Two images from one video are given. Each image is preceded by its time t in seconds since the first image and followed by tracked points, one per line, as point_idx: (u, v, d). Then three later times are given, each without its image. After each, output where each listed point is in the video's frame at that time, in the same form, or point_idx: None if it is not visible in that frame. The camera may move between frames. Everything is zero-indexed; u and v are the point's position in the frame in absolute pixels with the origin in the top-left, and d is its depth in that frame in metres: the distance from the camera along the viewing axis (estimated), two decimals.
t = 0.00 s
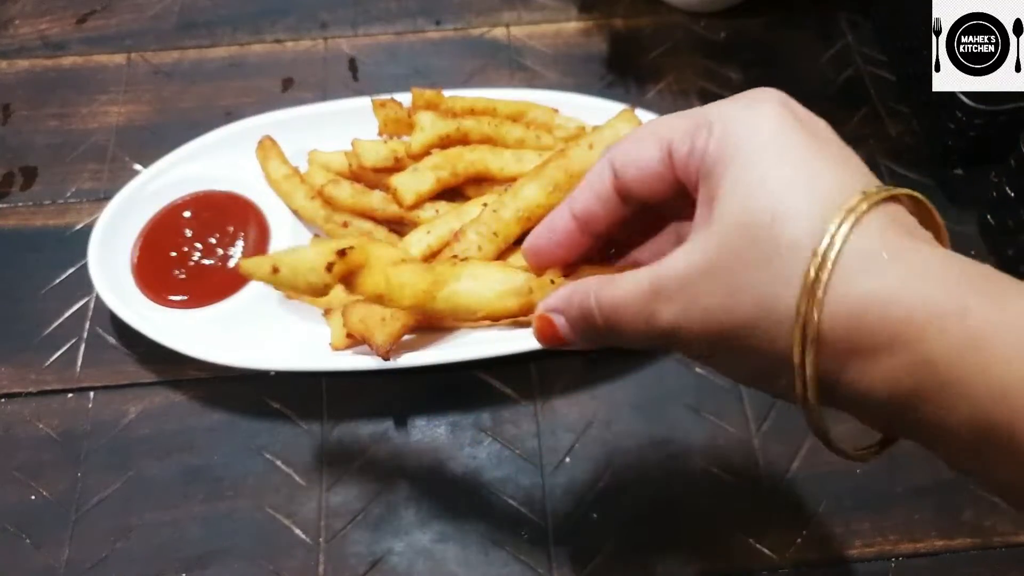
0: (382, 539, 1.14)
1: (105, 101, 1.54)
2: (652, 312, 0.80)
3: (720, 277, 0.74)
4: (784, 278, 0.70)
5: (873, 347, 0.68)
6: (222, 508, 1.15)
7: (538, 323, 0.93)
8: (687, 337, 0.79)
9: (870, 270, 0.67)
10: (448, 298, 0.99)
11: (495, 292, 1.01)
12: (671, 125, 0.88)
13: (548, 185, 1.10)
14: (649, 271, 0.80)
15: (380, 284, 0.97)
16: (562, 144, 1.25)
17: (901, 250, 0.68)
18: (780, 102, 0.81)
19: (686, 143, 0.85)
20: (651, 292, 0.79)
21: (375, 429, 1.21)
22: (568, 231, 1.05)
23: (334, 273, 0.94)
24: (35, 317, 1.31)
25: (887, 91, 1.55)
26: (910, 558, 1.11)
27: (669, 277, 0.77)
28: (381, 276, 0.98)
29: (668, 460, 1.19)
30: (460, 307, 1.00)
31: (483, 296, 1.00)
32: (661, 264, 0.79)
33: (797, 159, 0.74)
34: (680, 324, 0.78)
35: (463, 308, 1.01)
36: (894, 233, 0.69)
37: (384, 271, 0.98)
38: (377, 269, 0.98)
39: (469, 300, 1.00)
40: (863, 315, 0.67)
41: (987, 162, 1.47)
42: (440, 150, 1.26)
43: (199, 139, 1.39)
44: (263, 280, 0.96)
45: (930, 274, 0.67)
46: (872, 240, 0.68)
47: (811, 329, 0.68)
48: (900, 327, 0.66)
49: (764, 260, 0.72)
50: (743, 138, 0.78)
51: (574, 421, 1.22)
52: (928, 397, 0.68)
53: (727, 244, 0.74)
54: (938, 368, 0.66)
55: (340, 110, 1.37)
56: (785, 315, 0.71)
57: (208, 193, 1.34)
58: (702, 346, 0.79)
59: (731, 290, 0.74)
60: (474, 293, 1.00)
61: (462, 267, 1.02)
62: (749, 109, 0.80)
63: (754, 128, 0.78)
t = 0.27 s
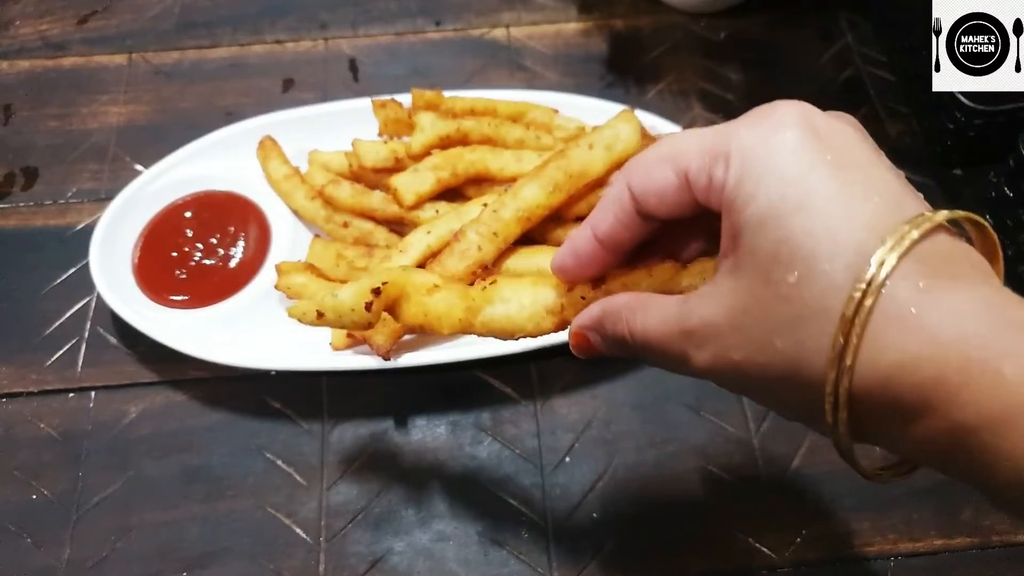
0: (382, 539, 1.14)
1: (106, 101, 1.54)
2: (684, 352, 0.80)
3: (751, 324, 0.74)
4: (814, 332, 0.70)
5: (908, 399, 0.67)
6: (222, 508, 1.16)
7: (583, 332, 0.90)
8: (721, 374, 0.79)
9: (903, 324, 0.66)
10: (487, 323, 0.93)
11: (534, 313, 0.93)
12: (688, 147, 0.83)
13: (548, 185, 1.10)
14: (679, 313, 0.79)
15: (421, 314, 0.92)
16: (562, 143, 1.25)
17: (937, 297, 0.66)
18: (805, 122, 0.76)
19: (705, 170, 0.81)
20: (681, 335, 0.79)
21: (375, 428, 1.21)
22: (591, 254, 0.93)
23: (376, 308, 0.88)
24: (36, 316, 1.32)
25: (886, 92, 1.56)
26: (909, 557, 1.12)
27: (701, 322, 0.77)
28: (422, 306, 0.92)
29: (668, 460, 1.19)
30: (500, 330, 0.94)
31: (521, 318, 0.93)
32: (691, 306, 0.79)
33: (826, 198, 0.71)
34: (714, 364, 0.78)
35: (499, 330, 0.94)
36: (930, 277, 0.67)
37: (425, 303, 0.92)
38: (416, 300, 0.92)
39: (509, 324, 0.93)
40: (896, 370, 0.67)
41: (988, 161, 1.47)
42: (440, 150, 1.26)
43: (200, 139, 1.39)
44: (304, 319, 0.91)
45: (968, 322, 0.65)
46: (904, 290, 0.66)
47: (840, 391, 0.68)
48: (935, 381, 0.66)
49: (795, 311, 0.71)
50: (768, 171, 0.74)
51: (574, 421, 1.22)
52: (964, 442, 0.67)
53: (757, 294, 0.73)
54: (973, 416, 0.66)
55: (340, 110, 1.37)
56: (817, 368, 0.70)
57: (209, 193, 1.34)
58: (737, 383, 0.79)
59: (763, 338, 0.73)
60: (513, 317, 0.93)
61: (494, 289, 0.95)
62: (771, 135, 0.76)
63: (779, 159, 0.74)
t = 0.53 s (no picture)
0: (383, 539, 1.14)
1: (106, 101, 1.54)
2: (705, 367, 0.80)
3: (776, 340, 0.74)
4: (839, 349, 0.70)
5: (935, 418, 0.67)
6: (222, 508, 1.16)
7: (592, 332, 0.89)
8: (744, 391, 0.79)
9: (928, 342, 0.66)
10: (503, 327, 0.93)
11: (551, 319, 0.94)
12: (710, 160, 0.84)
13: (548, 185, 1.10)
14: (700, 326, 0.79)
15: (440, 319, 0.93)
16: (563, 143, 1.25)
17: (962, 314, 0.66)
18: (831, 137, 0.77)
19: (729, 183, 0.82)
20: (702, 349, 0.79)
21: (375, 428, 1.21)
22: (612, 264, 0.92)
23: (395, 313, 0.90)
24: (36, 316, 1.32)
25: (886, 92, 1.56)
26: (910, 557, 1.12)
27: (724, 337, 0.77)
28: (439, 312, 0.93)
29: (668, 460, 1.19)
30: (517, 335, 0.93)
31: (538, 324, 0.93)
32: (714, 320, 0.78)
33: (853, 213, 0.71)
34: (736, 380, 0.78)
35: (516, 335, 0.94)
36: (957, 295, 0.67)
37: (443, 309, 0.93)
38: (434, 305, 0.93)
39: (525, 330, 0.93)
40: (922, 389, 0.67)
41: (988, 161, 1.47)
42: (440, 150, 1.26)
43: (200, 139, 1.40)
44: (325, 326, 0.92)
45: (994, 340, 0.65)
46: (931, 307, 0.66)
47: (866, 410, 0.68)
48: (962, 400, 0.66)
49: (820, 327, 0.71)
50: (794, 185, 0.75)
51: (574, 421, 1.22)
52: (992, 464, 0.67)
53: (782, 310, 0.73)
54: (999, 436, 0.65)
55: (340, 110, 1.37)
56: (842, 387, 0.70)
57: (209, 193, 1.34)
58: (759, 400, 0.79)
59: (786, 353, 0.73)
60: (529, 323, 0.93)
61: (512, 296, 0.95)
62: (797, 149, 0.77)
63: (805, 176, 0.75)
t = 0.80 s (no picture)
0: (383, 539, 1.14)
1: (106, 101, 1.54)
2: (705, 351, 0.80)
3: (774, 322, 0.74)
4: (837, 332, 0.70)
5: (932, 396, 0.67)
6: (223, 508, 1.16)
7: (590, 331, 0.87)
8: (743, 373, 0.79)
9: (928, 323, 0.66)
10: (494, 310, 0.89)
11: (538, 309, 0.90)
12: (709, 144, 0.84)
13: (548, 185, 1.10)
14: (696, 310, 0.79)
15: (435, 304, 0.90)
16: (562, 143, 1.25)
17: (962, 294, 0.66)
18: (828, 121, 0.77)
19: (727, 166, 0.82)
20: (701, 334, 0.79)
21: (375, 428, 1.21)
22: (608, 249, 0.95)
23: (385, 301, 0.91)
24: (36, 316, 1.32)
25: (886, 92, 1.56)
26: (910, 557, 1.12)
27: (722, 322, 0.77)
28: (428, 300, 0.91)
29: (668, 460, 1.19)
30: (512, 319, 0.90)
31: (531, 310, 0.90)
32: (712, 305, 0.78)
33: (851, 197, 0.71)
34: (734, 362, 0.78)
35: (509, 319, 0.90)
36: (956, 274, 0.67)
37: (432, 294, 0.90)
38: (428, 298, 0.91)
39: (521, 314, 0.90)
40: (920, 370, 0.67)
41: (988, 161, 1.46)
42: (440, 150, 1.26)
43: (200, 139, 1.40)
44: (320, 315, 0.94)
45: (993, 321, 0.65)
46: (929, 286, 0.66)
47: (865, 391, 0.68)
48: (961, 380, 0.66)
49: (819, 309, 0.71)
50: (793, 168, 0.74)
51: (574, 421, 1.22)
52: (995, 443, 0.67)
53: (780, 293, 0.73)
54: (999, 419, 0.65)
55: (340, 110, 1.37)
56: (842, 368, 0.70)
57: (209, 193, 1.34)
58: (758, 384, 0.79)
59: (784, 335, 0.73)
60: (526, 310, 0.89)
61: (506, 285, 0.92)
62: (795, 133, 0.76)
63: (801, 158, 0.74)
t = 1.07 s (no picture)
0: (383, 539, 1.14)
1: (106, 101, 1.54)
2: (690, 327, 0.75)
3: (758, 289, 0.70)
4: (824, 288, 0.67)
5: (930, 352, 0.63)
6: (222, 508, 1.16)
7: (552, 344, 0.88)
8: (731, 350, 0.74)
9: (916, 275, 0.64)
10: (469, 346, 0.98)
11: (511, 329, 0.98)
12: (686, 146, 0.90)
13: (548, 185, 1.10)
14: (681, 283, 0.76)
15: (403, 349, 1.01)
16: (563, 143, 1.25)
17: (942, 249, 0.65)
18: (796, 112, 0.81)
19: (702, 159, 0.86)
20: (687, 308, 0.75)
21: (375, 428, 1.21)
22: (586, 259, 1.05)
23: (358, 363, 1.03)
24: (36, 316, 1.32)
25: (886, 92, 1.56)
26: (910, 557, 1.12)
27: (708, 294, 0.73)
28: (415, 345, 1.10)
29: (668, 460, 1.19)
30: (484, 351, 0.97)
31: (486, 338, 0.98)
32: (697, 280, 0.75)
33: (823, 164, 0.73)
34: (720, 337, 0.73)
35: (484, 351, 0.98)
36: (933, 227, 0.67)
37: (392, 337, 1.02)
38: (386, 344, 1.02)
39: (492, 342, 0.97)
40: (913, 309, 0.64)
41: (988, 161, 1.47)
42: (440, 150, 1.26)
43: (200, 139, 1.39)
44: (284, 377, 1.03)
45: (977, 261, 0.64)
46: (909, 243, 0.65)
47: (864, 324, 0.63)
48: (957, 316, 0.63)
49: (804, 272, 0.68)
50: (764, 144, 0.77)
51: (574, 421, 1.22)
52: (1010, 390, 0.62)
53: (759, 245, 0.72)
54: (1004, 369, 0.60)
55: (340, 110, 1.37)
56: (834, 312, 0.66)
57: (209, 193, 1.34)
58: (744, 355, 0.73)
59: (773, 299, 0.69)
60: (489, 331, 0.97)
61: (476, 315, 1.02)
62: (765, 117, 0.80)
63: (769, 145, 0.76)
